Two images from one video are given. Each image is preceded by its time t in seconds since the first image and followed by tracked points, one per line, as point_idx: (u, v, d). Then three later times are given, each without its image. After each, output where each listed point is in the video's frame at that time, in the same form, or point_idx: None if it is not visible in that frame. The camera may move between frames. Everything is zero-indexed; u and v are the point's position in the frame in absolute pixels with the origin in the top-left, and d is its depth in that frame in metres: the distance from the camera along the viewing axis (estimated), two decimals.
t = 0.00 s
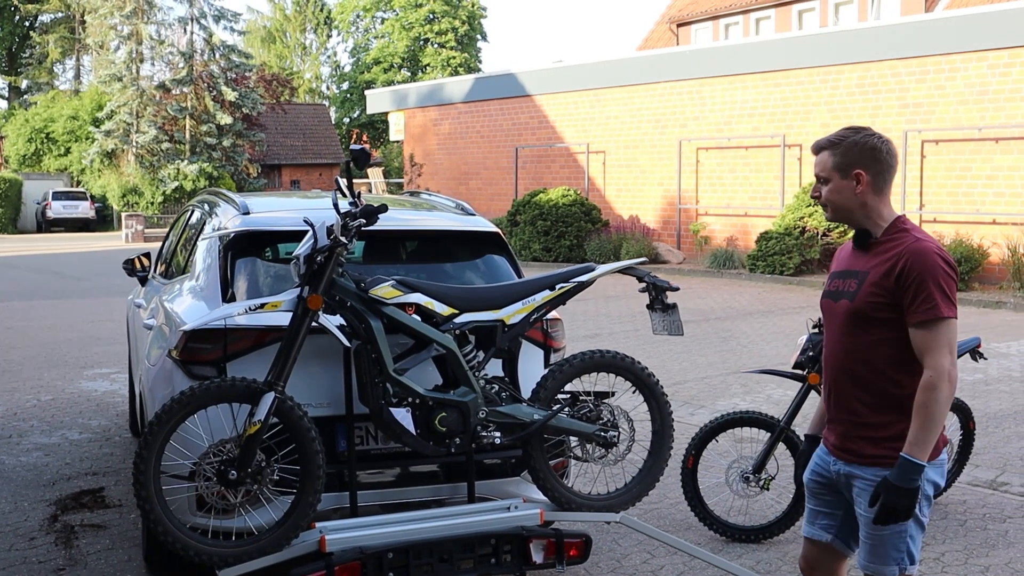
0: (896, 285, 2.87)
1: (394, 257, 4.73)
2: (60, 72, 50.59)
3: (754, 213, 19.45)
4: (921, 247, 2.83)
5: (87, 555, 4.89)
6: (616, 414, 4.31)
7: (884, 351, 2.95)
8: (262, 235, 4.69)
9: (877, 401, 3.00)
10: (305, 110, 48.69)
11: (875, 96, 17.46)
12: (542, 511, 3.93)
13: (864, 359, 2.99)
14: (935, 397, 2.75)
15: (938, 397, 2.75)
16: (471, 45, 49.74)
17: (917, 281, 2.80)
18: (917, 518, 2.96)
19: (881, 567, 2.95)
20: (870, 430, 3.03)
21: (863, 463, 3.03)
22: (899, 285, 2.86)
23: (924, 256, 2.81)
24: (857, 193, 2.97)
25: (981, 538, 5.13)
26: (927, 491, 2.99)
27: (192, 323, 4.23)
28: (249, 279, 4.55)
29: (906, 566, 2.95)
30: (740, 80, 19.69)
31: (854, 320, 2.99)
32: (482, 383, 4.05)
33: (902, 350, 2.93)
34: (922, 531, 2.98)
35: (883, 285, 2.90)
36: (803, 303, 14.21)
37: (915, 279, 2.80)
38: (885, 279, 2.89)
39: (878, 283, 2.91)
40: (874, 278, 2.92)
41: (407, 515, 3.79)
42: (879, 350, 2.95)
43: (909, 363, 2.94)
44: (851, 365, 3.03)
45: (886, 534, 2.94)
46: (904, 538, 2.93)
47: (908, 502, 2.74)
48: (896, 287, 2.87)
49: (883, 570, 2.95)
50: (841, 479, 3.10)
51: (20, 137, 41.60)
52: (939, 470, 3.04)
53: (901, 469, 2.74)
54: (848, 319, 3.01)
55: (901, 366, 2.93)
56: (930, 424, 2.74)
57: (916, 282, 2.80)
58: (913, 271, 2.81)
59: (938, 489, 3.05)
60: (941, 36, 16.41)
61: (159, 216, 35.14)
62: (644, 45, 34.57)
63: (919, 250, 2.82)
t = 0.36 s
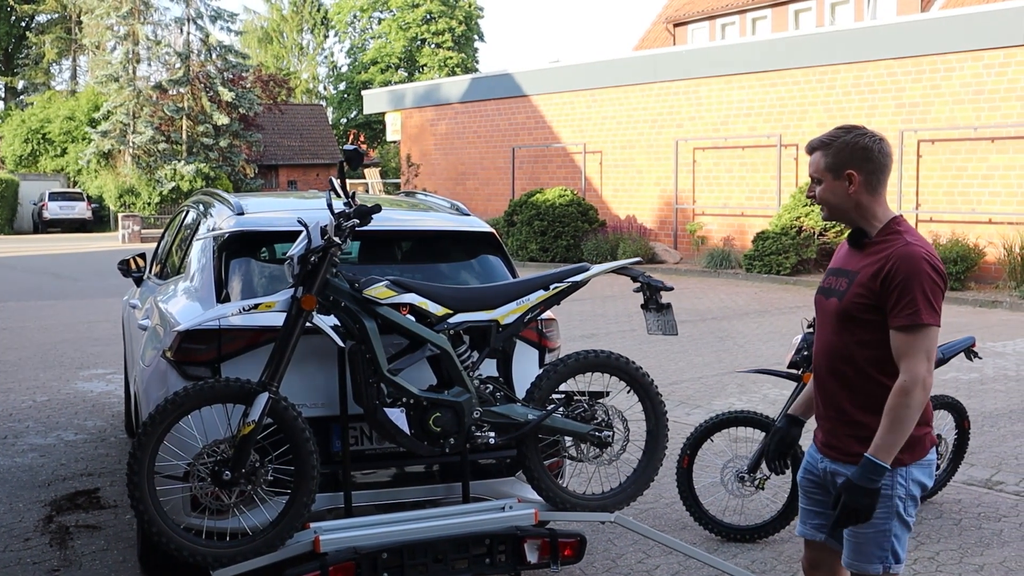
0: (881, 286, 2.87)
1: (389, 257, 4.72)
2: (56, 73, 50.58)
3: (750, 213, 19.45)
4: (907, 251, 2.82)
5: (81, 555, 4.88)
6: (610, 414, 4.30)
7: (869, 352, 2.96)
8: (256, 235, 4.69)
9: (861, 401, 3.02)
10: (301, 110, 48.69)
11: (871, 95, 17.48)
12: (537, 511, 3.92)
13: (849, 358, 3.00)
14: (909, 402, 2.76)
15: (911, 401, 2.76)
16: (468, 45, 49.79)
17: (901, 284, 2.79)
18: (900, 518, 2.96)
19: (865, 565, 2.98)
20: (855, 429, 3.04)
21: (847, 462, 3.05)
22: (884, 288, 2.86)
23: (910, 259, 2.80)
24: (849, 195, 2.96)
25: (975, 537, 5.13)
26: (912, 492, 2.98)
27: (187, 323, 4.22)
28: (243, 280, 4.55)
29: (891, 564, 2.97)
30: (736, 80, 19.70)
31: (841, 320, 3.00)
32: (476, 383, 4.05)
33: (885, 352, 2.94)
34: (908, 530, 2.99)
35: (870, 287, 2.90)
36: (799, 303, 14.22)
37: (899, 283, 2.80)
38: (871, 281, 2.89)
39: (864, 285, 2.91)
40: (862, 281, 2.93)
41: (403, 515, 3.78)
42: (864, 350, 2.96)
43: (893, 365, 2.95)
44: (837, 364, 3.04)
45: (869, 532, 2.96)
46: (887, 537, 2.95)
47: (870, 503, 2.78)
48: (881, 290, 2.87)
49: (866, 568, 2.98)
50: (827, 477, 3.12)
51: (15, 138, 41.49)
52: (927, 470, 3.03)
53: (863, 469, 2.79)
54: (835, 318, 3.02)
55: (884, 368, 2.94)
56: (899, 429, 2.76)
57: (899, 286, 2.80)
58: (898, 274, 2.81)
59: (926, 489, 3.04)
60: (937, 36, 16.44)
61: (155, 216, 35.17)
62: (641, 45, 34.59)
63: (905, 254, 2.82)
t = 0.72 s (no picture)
0: (878, 286, 2.87)
1: (385, 257, 4.72)
2: (54, 72, 50.57)
3: (748, 211, 19.43)
4: (905, 251, 2.82)
5: (77, 555, 4.88)
6: (605, 413, 4.31)
7: (864, 352, 2.95)
8: (252, 234, 4.68)
9: (858, 400, 3.01)
10: (299, 110, 48.69)
11: (869, 94, 17.49)
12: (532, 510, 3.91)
13: (844, 358, 3.00)
14: (906, 402, 2.76)
15: (908, 401, 2.76)
16: (466, 44, 49.82)
17: (899, 284, 2.79)
18: (896, 518, 2.97)
19: (862, 566, 2.97)
20: (851, 430, 3.04)
21: (842, 462, 3.05)
22: (881, 287, 2.86)
23: (907, 259, 2.80)
24: (845, 193, 2.96)
25: (972, 536, 5.13)
26: (908, 491, 2.98)
27: (181, 323, 4.22)
28: (238, 280, 4.54)
29: (887, 565, 2.97)
30: (734, 79, 19.69)
31: (836, 319, 3.00)
32: (471, 382, 4.05)
33: (881, 352, 2.94)
34: (904, 530, 2.99)
35: (866, 286, 2.90)
36: (797, 301, 14.22)
37: (897, 283, 2.80)
38: (868, 281, 2.89)
39: (861, 284, 2.91)
40: (858, 280, 2.92)
41: (397, 515, 3.78)
42: (859, 350, 2.96)
43: (888, 364, 2.95)
44: (831, 363, 3.04)
45: (865, 533, 2.96)
46: (884, 538, 2.94)
47: (867, 503, 2.76)
48: (879, 289, 2.87)
49: (863, 569, 2.97)
50: (822, 477, 3.11)
51: (13, 138, 41.47)
52: (921, 470, 3.03)
53: (859, 469, 2.77)
54: (831, 317, 3.01)
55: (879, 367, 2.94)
56: (897, 429, 2.75)
57: (896, 286, 2.80)
58: (895, 275, 2.81)
59: (920, 489, 3.04)
60: (934, 34, 16.45)
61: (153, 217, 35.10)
62: (638, 44, 34.56)
63: (902, 254, 2.81)
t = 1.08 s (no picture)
0: (859, 287, 2.86)
1: (382, 255, 4.72)
2: (53, 71, 50.58)
3: (747, 209, 19.41)
4: (884, 252, 2.81)
5: (75, 555, 4.88)
6: (603, 411, 4.31)
7: (846, 352, 2.95)
8: (249, 233, 4.68)
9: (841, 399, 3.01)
10: (298, 108, 48.68)
11: (868, 91, 17.48)
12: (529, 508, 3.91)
13: (826, 358, 2.99)
14: (891, 401, 2.76)
15: (893, 401, 2.76)
16: (465, 42, 49.78)
17: (880, 285, 2.79)
18: (883, 514, 2.96)
19: (852, 564, 2.97)
20: (835, 429, 3.03)
21: (827, 461, 3.05)
22: (862, 288, 2.86)
23: (887, 259, 2.80)
24: (823, 192, 2.96)
25: (970, 533, 5.13)
26: (894, 488, 2.98)
27: (179, 322, 4.22)
28: (235, 278, 4.54)
29: (877, 561, 2.96)
30: (733, 76, 19.68)
31: (818, 320, 2.99)
32: (468, 381, 4.06)
33: (863, 351, 2.94)
34: (891, 526, 2.99)
35: (847, 287, 2.90)
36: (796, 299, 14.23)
37: (878, 284, 2.80)
38: (849, 282, 2.89)
39: (842, 285, 2.91)
40: (839, 281, 2.92)
41: (395, 514, 3.77)
42: (841, 350, 2.96)
43: (870, 363, 2.94)
44: (814, 364, 3.04)
45: (854, 531, 2.95)
46: (873, 535, 2.94)
47: (856, 503, 2.75)
48: (860, 291, 2.87)
49: (853, 566, 2.97)
50: (807, 476, 3.10)
51: (12, 136, 41.50)
52: (905, 465, 3.03)
53: (848, 470, 2.76)
54: (813, 318, 3.01)
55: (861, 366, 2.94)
56: (882, 428, 2.75)
57: (877, 287, 2.80)
58: (876, 276, 2.80)
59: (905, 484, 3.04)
60: (933, 32, 16.44)
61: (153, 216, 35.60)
62: (638, 41, 34.52)
63: (882, 255, 2.81)
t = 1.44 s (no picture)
0: (813, 281, 2.93)
1: (383, 252, 4.71)
2: (52, 69, 50.56)
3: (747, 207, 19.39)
4: (836, 246, 2.88)
5: (74, 553, 4.87)
6: (603, 409, 4.29)
7: (799, 343, 3.01)
8: (250, 230, 4.67)
9: (794, 390, 3.07)
10: (299, 106, 48.65)
11: (868, 90, 17.47)
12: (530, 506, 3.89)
13: (780, 350, 3.05)
14: (844, 390, 2.82)
15: (846, 389, 2.82)
16: (466, 40, 49.72)
17: (834, 279, 2.86)
18: (843, 500, 3.01)
19: (817, 552, 3.01)
20: (790, 419, 3.09)
21: (784, 450, 3.11)
22: (815, 282, 2.92)
23: (839, 254, 2.86)
24: (774, 190, 3.02)
25: (970, 531, 5.13)
26: (849, 474, 3.04)
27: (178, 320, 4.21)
28: (235, 276, 4.53)
29: (841, 549, 3.00)
30: (733, 74, 19.66)
31: (772, 313, 3.05)
32: (469, 379, 4.04)
33: (816, 343, 3.00)
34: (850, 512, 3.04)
35: (800, 281, 2.96)
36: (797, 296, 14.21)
37: (831, 279, 2.86)
38: (802, 276, 2.95)
39: (796, 280, 2.97)
40: (793, 275, 2.98)
41: (397, 511, 3.76)
42: (794, 342, 3.02)
43: (823, 355, 3.01)
44: (768, 356, 3.09)
45: (815, 518, 2.99)
46: (835, 521, 2.98)
47: (808, 487, 2.80)
48: (814, 285, 2.93)
49: (818, 554, 3.01)
50: (765, 466, 3.16)
51: (12, 134, 41.51)
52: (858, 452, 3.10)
53: (801, 455, 2.81)
54: (767, 312, 3.06)
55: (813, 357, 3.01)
56: (836, 415, 2.81)
57: (831, 281, 2.86)
58: (829, 270, 2.87)
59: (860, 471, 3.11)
60: (932, 30, 16.42)
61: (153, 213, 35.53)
62: (639, 39, 34.47)
63: (834, 249, 2.88)
